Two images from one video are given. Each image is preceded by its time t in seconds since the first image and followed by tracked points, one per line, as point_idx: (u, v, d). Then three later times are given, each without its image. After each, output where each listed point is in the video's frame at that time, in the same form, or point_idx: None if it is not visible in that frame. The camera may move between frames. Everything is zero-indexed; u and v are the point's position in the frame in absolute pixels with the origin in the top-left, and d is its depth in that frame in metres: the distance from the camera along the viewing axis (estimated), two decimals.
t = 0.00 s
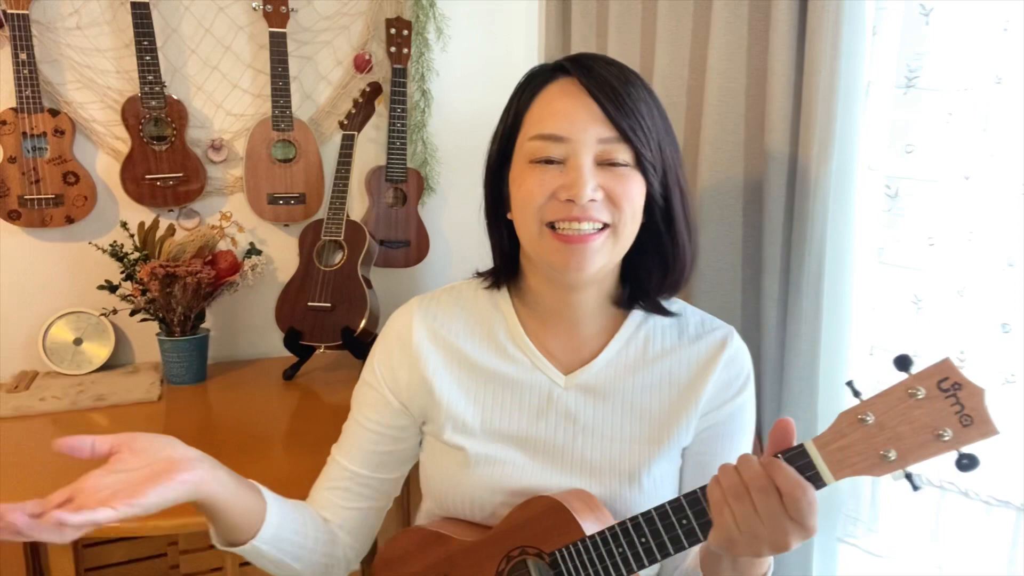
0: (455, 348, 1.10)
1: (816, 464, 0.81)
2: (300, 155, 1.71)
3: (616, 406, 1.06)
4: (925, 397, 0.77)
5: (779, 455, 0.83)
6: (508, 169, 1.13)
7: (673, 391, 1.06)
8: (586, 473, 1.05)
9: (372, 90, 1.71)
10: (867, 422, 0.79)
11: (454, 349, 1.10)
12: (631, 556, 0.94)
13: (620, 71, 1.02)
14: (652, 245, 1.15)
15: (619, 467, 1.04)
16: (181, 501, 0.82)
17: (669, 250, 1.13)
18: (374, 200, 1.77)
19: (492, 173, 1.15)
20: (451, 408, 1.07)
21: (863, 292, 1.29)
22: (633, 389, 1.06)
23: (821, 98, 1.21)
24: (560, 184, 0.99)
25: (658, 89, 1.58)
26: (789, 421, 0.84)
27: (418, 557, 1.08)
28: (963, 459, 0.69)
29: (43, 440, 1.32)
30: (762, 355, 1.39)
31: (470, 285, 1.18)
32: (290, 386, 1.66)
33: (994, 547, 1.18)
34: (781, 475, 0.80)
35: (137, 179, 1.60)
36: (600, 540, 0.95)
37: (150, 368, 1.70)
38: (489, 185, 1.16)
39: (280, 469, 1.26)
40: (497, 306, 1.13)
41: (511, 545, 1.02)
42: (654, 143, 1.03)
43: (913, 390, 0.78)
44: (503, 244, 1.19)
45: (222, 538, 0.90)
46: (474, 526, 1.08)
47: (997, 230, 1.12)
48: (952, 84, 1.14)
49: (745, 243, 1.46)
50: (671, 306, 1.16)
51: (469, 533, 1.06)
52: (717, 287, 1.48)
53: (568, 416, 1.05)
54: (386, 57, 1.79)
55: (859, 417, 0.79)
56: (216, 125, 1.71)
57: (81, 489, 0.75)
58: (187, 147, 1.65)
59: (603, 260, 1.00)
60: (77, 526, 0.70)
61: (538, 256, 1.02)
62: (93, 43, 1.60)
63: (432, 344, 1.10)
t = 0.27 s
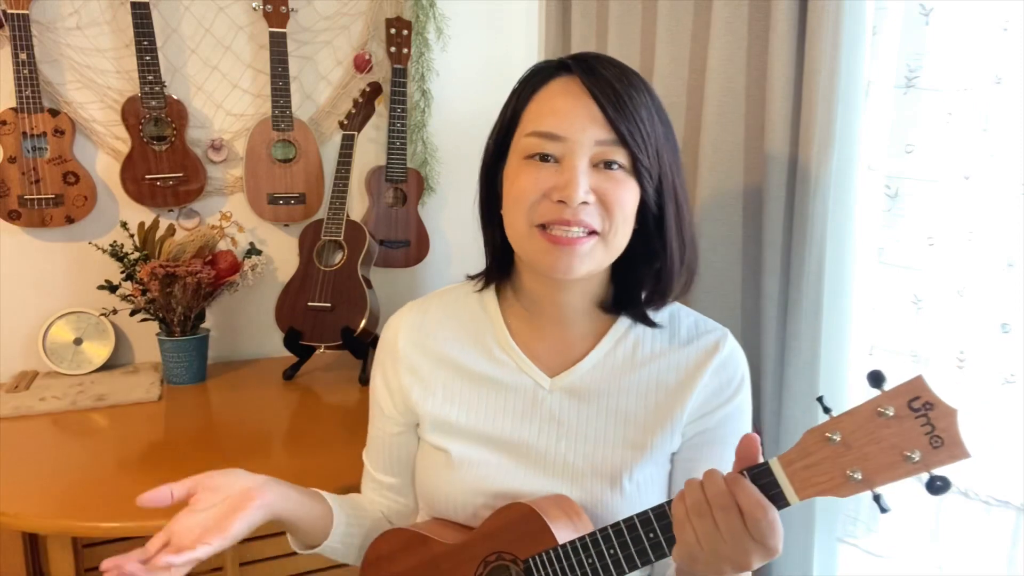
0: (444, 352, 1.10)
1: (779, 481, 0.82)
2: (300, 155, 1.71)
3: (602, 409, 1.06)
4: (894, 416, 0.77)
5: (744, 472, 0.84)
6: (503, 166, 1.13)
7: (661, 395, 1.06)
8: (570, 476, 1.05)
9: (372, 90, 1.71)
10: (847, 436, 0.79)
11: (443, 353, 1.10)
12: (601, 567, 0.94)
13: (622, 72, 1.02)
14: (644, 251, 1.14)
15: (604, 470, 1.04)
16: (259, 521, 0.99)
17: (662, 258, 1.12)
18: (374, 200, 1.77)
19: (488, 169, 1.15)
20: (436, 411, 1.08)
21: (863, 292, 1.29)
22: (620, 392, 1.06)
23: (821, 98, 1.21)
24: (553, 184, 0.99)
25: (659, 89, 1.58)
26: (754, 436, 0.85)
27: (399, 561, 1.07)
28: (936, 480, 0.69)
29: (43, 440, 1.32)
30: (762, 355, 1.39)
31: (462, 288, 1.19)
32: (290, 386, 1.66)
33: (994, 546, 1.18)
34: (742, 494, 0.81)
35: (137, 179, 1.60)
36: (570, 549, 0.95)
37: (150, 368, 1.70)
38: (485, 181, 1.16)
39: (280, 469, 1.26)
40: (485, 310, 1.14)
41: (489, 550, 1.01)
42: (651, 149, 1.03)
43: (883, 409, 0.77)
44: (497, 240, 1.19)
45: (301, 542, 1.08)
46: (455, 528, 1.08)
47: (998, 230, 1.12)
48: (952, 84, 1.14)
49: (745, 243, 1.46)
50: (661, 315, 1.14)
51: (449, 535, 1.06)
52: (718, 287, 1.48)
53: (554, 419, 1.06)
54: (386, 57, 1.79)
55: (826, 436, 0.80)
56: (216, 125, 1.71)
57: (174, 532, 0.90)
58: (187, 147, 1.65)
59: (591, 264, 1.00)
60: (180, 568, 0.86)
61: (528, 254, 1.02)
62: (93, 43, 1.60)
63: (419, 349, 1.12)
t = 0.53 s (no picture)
0: (441, 353, 1.10)
1: (789, 472, 0.83)
2: (300, 155, 1.71)
3: (601, 408, 1.06)
4: (902, 404, 0.78)
5: (755, 463, 0.85)
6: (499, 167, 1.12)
7: (659, 392, 1.06)
8: (572, 477, 1.05)
9: (372, 90, 1.71)
10: (856, 424, 0.80)
11: (440, 354, 1.10)
12: (611, 563, 0.95)
13: (616, 72, 1.02)
14: (640, 248, 1.14)
15: (605, 470, 1.04)
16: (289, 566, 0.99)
17: (657, 256, 1.12)
18: (374, 200, 1.77)
19: (483, 171, 1.14)
20: (436, 414, 1.08)
21: (863, 292, 1.29)
22: (619, 391, 1.06)
23: (821, 98, 1.21)
24: (552, 186, 0.99)
25: (659, 89, 1.58)
26: (765, 428, 0.85)
27: (402, 563, 1.07)
28: (943, 465, 0.70)
29: (42, 440, 1.32)
30: (762, 356, 1.39)
31: (458, 289, 1.19)
32: (290, 386, 1.66)
33: (994, 547, 1.18)
34: (755, 485, 0.81)
35: (137, 179, 1.60)
36: (580, 546, 0.95)
37: (150, 368, 1.70)
38: (480, 184, 1.16)
39: (279, 469, 1.25)
40: (482, 311, 1.14)
41: (494, 551, 1.01)
42: (648, 148, 1.03)
43: (890, 397, 0.78)
44: (492, 241, 1.19)
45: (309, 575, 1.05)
46: (459, 531, 1.08)
47: (998, 231, 1.12)
48: (952, 84, 1.14)
49: (745, 243, 1.46)
50: (657, 312, 1.15)
51: (452, 538, 1.06)
52: (717, 287, 1.48)
53: (554, 418, 1.05)
54: (386, 57, 1.79)
55: (834, 425, 0.80)
56: (216, 125, 1.71)
57: None
58: (187, 147, 1.65)
59: (592, 264, 1.00)
60: None
61: (526, 255, 1.01)
62: (93, 43, 1.60)
63: (416, 352, 1.11)
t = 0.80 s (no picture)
0: (440, 354, 1.10)
1: (791, 469, 0.83)
2: (300, 154, 1.71)
3: (601, 408, 1.06)
4: (902, 400, 0.78)
5: (756, 460, 0.85)
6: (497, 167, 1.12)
7: (658, 391, 1.07)
8: (572, 477, 1.05)
9: (372, 90, 1.71)
10: (858, 421, 0.80)
11: (439, 355, 1.10)
12: (612, 563, 0.94)
13: (613, 72, 1.02)
14: (639, 247, 1.14)
15: (606, 470, 1.04)
16: None
17: (655, 255, 1.12)
18: (374, 200, 1.77)
19: (480, 171, 1.14)
20: (436, 415, 1.08)
21: (863, 292, 1.29)
22: (618, 391, 1.06)
23: (821, 98, 1.21)
24: (549, 185, 0.99)
25: (659, 89, 1.58)
26: (766, 424, 0.85)
27: (403, 564, 1.07)
28: (943, 461, 0.71)
29: (42, 440, 1.32)
30: (762, 356, 1.39)
31: (456, 290, 1.19)
32: (290, 386, 1.66)
33: (994, 546, 1.18)
34: (758, 482, 0.82)
35: (137, 179, 1.60)
36: (581, 546, 0.95)
37: (150, 368, 1.70)
38: (477, 184, 1.16)
39: (279, 469, 1.25)
40: (481, 312, 1.14)
41: (495, 551, 1.01)
42: (645, 147, 1.03)
43: (890, 394, 0.79)
44: (490, 242, 1.19)
45: None
46: (459, 531, 1.07)
47: (998, 231, 1.12)
48: (952, 84, 1.14)
49: (745, 243, 1.46)
50: (656, 311, 1.15)
51: (453, 540, 1.06)
52: (717, 287, 1.48)
53: (554, 419, 1.06)
54: (386, 58, 1.79)
55: (835, 422, 0.81)
56: (216, 125, 1.71)
57: None
58: (187, 147, 1.65)
59: (589, 261, 1.00)
60: None
61: (525, 254, 1.01)
62: (93, 43, 1.60)
63: (415, 353, 1.11)
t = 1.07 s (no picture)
0: (439, 355, 1.10)
1: (788, 470, 0.83)
2: (300, 154, 1.71)
3: (601, 409, 1.06)
4: (900, 402, 0.78)
5: (754, 462, 0.85)
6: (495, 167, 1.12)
7: (658, 391, 1.07)
8: (572, 477, 1.05)
9: (372, 90, 1.71)
10: (855, 421, 0.80)
11: (438, 356, 1.10)
12: (610, 563, 0.94)
13: (611, 71, 1.02)
14: (638, 247, 1.14)
15: (606, 470, 1.04)
16: None
17: (654, 254, 1.12)
18: (374, 200, 1.77)
19: (479, 171, 1.14)
20: (436, 415, 1.08)
21: (863, 292, 1.29)
22: (618, 391, 1.06)
23: (821, 98, 1.21)
24: (546, 184, 0.99)
25: (659, 89, 1.58)
26: (764, 426, 0.85)
27: (402, 565, 1.07)
28: (940, 463, 0.71)
29: (42, 440, 1.32)
30: (762, 356, 1.39)
31: (456, 290, 1.19)
32: (290, 386, 1.66)
33: (994, 547, 1.18)
34: (755, 483, 0.82)
35: (137, 179, 1.60)
36: (579, 547, 0.95)
37: (150, 368, 1.70)
38: (476, 184, 1.16)
39: (280, 469, 1.25)
40: (480, 312, 1.14)
41: (493, 552, 1.01)
42: (643, 146, 1.03)
43: (888, 395, 0.79)
44: (489, 242, 1.19)
45: None
46: (458, 532, 1.08)
47: (998, 230, 1.12)
48: (952, 84, 1.14)
49: (745, 243, 1.46)
50: (655, 311, 1.15)
51: (452, 539, 1.06)
52: (717, 287, 1.48)
53: (553, 419, 1.06)
54: (386, 58, 1.79)
55: (833, 423, 0.81)
56: (216, 125, 1.71)
57: None
58: (187, 146, 1.65)
59: (587, 261, 1.00)
60: None
61: (523, 254, 1.01)
62: (93, 42, 1.60)
63: (416, 353, 1.11)
